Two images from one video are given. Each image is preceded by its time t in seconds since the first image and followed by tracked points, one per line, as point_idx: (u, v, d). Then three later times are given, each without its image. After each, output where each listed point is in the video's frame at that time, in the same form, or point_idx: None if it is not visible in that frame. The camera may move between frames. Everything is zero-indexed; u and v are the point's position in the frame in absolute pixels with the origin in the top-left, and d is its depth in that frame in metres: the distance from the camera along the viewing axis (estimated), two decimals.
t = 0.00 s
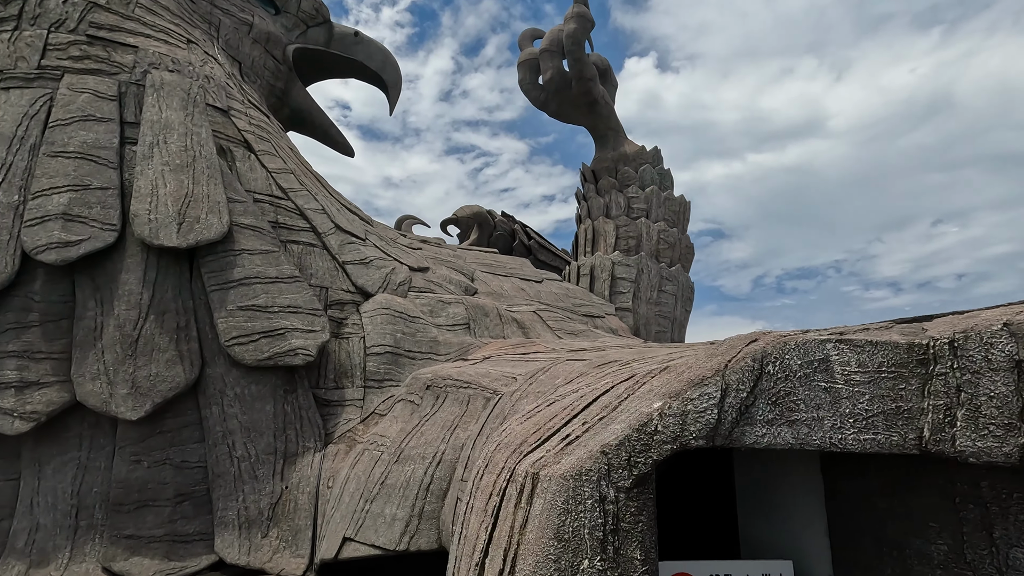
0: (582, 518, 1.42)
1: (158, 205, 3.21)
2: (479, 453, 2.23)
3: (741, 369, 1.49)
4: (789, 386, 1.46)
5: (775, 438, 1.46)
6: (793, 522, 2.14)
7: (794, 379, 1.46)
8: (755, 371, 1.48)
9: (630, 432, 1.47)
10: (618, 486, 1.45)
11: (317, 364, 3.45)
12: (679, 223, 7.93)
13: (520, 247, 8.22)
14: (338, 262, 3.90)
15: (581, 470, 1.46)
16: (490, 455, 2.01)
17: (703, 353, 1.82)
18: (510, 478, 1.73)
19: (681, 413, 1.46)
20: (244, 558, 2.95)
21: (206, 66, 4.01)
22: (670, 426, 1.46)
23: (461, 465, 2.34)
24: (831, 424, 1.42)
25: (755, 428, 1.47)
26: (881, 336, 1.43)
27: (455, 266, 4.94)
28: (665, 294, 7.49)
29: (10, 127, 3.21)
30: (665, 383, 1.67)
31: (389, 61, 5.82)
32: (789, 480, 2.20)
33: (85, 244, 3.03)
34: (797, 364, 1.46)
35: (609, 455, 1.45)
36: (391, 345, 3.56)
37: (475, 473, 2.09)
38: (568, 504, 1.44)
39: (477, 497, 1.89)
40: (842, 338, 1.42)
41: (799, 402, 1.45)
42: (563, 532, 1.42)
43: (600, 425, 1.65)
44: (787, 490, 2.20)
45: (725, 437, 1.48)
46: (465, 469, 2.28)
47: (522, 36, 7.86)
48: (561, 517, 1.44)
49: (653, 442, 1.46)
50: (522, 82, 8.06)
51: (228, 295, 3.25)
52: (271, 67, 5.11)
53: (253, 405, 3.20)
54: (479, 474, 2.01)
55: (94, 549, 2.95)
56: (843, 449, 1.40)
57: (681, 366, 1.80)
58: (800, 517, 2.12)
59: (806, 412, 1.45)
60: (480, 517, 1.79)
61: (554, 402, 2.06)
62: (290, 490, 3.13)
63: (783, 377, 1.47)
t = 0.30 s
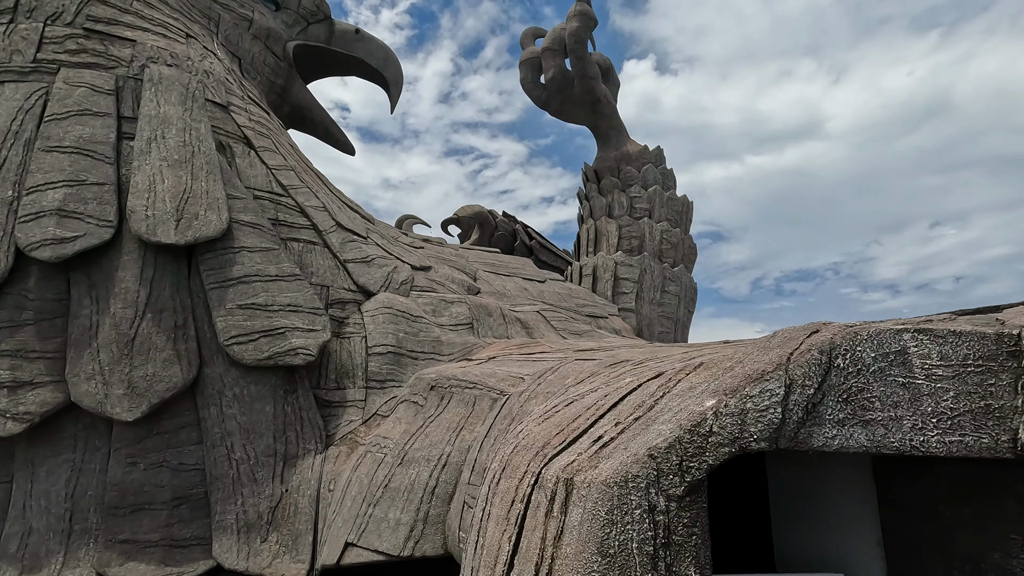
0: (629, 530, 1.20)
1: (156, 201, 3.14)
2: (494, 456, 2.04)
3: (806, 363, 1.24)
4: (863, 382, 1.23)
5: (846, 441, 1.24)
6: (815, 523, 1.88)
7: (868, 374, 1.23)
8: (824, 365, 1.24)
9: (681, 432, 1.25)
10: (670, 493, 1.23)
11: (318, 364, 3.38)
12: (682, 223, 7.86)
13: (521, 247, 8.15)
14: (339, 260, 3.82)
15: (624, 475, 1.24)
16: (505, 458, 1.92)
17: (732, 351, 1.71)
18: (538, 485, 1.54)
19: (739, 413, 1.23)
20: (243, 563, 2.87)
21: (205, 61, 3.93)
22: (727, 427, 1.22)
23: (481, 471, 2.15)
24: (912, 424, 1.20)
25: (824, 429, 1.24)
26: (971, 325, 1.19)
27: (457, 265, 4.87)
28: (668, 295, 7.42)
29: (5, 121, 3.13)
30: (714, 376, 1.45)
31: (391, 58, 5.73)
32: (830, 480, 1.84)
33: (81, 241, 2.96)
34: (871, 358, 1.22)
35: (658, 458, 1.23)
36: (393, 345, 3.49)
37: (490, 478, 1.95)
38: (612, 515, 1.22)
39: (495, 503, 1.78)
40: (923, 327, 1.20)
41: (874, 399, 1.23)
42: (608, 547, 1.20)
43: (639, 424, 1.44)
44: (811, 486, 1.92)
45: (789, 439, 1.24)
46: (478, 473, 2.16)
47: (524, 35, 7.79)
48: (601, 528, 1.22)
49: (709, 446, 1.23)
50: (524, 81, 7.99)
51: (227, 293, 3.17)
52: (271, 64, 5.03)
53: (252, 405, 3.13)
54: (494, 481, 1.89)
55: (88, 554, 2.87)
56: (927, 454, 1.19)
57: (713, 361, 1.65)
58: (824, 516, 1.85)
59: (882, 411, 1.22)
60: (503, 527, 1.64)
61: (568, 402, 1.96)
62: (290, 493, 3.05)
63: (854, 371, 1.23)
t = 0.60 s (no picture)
0: (675, 552, 1.12)
1: (151, 198, 3.07)
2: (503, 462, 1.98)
3: (872, 366, 1.14)
4: (936, 387, 1.11)
5: (919, 452, 1.11)
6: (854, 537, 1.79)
7: (941, 378, 1.10)
8: (891, 368, 1.13)
9: (731, 442, 1.17)
10: (717, 510, 1.15)
11: (317, 365, 3.31)
12: (683, 224, 7.81)
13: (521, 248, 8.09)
14: (338, 259, 3.76)
15: (667, 489, 1.16)
16: (515, 464, 1.86)
17: (747, 358, 1.66)
18: (562, 497, 1.45)
19: (795, 421, 1.15)
20: (239, 569, 2.80)
21: (202, 57, 3.87)
22: (781, 437, 1.15)
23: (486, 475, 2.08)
24: (994, 434, 1.05)
25: (893, 439, 1.13)
26: None
27: (457, 265, 4.81)
28: (669, 296, 7.37)
29: None
30: (750, 382, 1.38)
31: (390, 56, 5.65)
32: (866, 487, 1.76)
33: (75, 238, 2.89)
34: (945, 360, 1.10)
35: (704, 473, 1.15)
36: (393, 346, 3.42)
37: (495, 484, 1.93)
38: (654, 536, 1.14)
39: (508, 513, 1.72)
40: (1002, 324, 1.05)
41: (949, 406, 1.10)
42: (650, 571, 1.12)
43: (670, 433, 1.36)
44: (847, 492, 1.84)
45: (854, 450, 1.14)
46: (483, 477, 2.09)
47: (524, 34, 7.73)
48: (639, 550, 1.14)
49: (762, 457, 1.15)
50: (524, 81, 7.93)
51: (224, 292, 3.11)
52: (270, 61, 4.97)
53: (250, 407, 3.06)
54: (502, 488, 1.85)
55: (80, 559, 2.79)
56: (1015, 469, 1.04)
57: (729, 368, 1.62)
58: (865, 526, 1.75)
59: (959, 419, 1.09)
60: (520, 541, 1.58)
61: (576, 407, 1.91)
62: (288, 497, 2.99)
63: (926, 375, 1.11)
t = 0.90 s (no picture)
0: None
1: (149, 193, 3.01)
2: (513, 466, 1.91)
3: (959, 370, 1.06)
4: None
5: (1011, 466, 1.06)
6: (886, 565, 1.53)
7: None
8: (981, 374, 1.06)
9: (798, 455, 1.09)
10: (784, 531, 1.07)
11: (317, 364, 3.25)
12: (685, 223, 7.75)
13: (523, 247, 8.03)
14: (339, 257, 3.69)
15: (724, 508, 1.08)
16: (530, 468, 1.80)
17: (775, 362, 1.59)
18: (596, 512, 1.37)
19: (872, 432, 1.06)
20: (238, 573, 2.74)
21: (201, 50, 3.80)
22: (855, 450, 1.06)
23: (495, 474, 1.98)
24: None
25: (984, 453, 1.07)
26: None
27: (459, 263, 4.75)
28: (672, 296, 7.32)
29: None
30: (803, 386, 1.31)
31: (392, 53, 5.56)
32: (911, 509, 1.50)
33: (70, 234, 2.83)
34: None
35: (767, 491, 1.08)
36: (395, 345, 3.36)
37: (510, 490, 1.84)
38: (713, 559, 1.07)
39: (526, 523, 1.65)
40: None
41: None
42: None
43: (718, 440, 1.29)
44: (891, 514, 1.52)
45: (939, 466, 1.07)
46: (492, 479, 2.01)
47: (526, 31, 7.66)
48: (694, 568, 1.09)
49: (833, 472, 1.07)
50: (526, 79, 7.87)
51: (222, 290, 3.04)
52: (269, 56, 4.90)
53: (248, 407, 2.99)
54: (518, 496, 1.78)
55: (75, 562, 2.74)
56: None
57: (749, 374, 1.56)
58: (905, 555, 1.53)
59: None
60: (543, 556, 1.51)
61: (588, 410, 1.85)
62: (287, 499, 2.92)
63: (1019, 381, 1.05)
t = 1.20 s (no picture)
0: None
1: (150, 186, 2.94)
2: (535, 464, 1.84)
3: None
4: None
5: None
6: None
7: None
8: None
9: (914, 453, 1.02)
10: (898, 540, 1.00)
11: (321, 361, 3.19)
12: (690, 221, 7.69)
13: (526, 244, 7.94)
14: (343, 252, 3.63)
15: (828, 515, 1.02)
16: (551, 471, 1.74)
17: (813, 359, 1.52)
18: (654, 517, 1.29)
19: (1004, 426, 0.98)
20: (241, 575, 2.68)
21: (204, 42, 3.73)
22: (984, 448, 0.98)
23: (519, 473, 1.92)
24: None
25: None
26: None
27: (464, 260, 4.68)
28: (676, 294, 7.26)
29: None
30: (889, 377, 1.20)
31: (395, 47, 5.53)
32: None
33: (70, 227, 2.76)
34: None
35: (877, 495, 1.00)
36: (401, 342, 3.30)
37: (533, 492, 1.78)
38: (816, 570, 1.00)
39: (562, 525, 1.57)
40: None
41: None
42: None
43: (781, 442, 1.21)
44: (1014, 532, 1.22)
45: None
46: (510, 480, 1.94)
47: (531, 27, 7.59)
48: None
49: (955, 473, 0.99)
50: (530, 75, 7.81)
51: (225, 285, 2.98)
52: (272, 50, 4.84)
53: (252, 405, 2.93)
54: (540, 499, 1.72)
55: (74, 563, 2.68)
56: None
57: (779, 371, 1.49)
58: None
59: None
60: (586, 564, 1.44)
61: (606, 408, 1.78)
62: (291, 499, 2.86)
63: None
